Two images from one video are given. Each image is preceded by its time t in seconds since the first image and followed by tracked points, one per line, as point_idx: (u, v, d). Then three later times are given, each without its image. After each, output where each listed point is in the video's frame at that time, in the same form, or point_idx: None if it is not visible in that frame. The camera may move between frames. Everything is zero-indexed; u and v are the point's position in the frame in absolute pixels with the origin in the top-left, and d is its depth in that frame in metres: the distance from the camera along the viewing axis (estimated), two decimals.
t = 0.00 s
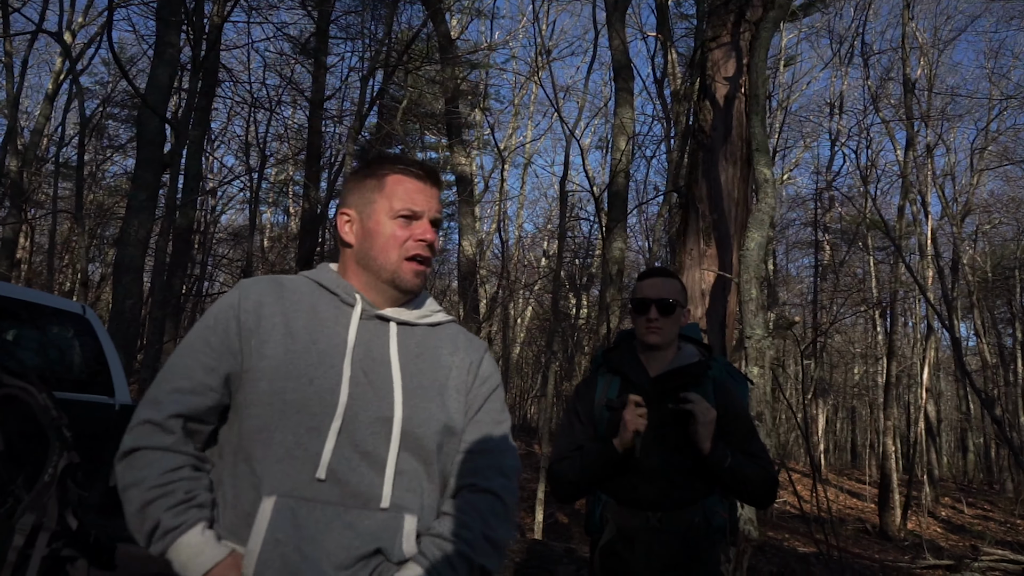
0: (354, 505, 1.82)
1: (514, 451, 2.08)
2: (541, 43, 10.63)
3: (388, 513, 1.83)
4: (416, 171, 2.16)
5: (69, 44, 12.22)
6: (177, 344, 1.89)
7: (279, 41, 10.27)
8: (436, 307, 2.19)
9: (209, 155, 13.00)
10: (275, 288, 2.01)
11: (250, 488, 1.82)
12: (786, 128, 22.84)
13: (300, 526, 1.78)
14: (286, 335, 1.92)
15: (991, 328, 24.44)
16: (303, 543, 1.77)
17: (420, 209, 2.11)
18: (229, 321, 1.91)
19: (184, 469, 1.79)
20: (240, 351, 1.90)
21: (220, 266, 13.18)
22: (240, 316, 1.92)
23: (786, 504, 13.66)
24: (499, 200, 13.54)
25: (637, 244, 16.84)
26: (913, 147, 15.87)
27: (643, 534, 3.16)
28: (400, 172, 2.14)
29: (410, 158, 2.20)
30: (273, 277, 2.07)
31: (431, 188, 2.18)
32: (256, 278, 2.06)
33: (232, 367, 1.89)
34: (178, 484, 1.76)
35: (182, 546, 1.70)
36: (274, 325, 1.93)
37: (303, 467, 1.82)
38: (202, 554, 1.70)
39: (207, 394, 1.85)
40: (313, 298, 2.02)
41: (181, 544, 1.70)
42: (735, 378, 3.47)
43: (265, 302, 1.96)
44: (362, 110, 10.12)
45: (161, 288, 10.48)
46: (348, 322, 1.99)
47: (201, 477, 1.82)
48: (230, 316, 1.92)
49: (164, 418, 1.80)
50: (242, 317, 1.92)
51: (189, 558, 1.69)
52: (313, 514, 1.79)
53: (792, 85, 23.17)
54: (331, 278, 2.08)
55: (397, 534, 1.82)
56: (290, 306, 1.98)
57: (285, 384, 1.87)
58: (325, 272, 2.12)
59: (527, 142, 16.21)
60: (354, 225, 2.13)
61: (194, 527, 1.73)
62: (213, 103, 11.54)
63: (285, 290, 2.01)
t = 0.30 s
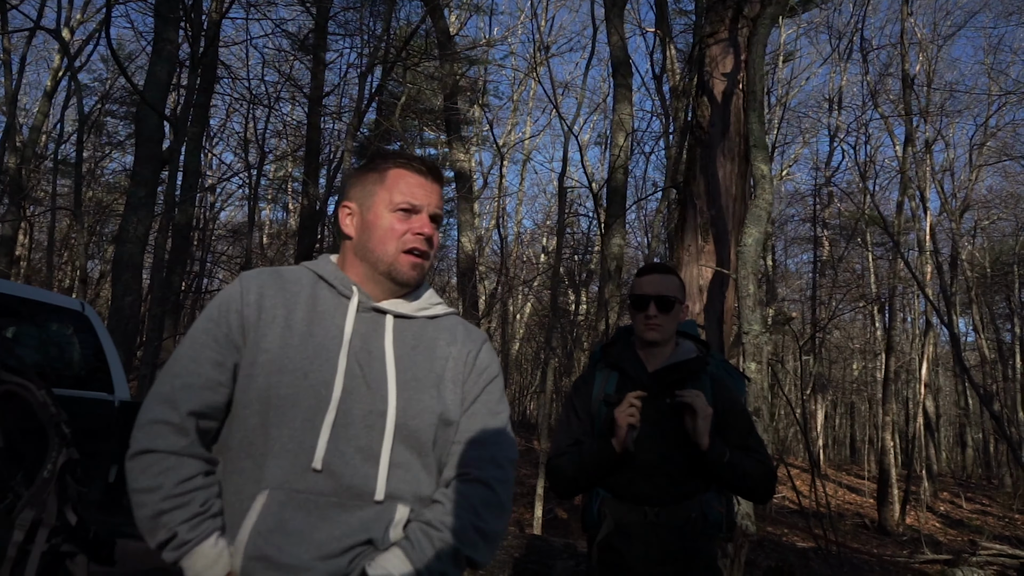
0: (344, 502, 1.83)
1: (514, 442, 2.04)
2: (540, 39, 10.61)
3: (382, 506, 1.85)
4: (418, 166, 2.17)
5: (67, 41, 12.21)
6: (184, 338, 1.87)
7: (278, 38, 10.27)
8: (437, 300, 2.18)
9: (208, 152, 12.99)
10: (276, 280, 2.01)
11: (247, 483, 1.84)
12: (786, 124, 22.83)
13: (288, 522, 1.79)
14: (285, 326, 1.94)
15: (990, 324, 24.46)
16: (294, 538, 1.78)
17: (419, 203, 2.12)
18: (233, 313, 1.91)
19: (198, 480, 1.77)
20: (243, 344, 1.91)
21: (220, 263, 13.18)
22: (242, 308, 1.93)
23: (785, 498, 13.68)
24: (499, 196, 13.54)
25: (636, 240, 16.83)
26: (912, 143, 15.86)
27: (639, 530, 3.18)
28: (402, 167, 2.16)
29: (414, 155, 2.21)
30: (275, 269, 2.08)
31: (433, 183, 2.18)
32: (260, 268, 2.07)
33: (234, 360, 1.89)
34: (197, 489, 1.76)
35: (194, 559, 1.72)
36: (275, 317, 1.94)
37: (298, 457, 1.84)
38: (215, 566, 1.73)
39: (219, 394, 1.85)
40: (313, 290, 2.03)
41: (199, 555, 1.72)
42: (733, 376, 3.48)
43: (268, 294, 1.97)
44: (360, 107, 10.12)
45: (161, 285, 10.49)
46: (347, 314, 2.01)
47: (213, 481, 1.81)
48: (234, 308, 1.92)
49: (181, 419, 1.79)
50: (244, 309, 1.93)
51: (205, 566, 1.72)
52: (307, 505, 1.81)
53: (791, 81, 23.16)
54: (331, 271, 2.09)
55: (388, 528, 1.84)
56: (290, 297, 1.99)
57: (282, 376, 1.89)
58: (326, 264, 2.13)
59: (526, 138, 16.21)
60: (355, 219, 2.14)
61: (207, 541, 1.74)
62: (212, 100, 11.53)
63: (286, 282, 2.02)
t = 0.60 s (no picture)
0: (349, 503, 1.84)
1: (520, 436, 2.08)
2: (545, 36, 10.61)
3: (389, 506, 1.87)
4: (424, 164, 2.17)
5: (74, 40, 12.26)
6: (213, 342, 1.86)
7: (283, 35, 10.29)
8: (441, 296, 2.20)
9: (214, 149, 13.03)
10: (284, 279, 2.02)
11: (252, 484, 1.84)
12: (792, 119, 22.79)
13: (292, 522, 1.79)
14: (293, 327, 1.94)
15: (997, 319, 24.39)
16: (300, 537, 1.80)
17: (424, 200, 2.12)
18: (248, 316, 1.91)
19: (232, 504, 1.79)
20: (259, 347, 1.91)
21: (226, 260, 13.22)
22: (253, 309, 1.93)
23: (792, 494, 13.66)
24: (504, 192, 13.54)
25: (642, 236, 16.82)
26: (919, 138, 15.82)
27: (647, 525, 3.18)
28: (407, 163, 2.16)
29: (422, 151, 2.21)
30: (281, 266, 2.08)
31: (440, 179, 2.19)
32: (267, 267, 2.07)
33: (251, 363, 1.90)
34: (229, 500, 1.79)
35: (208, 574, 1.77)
36: (287, 319, 1.94)
37: (304, 457, 1.85)
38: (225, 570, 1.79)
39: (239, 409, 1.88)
40: (320, 289, 2.04)
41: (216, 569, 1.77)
42: (739, 371, 3.49)
43: (279, 295, 1.97)
44: (365, 104, 10.13)
45: (167, 282, 10.52)
46: (354, 313, 2.02)
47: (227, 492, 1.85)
48: (248, 311, 1.92)
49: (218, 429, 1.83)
50: (260, 311, 1.93)
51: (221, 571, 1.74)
52: (313, 504, 1.82)
53: (797, 76, 23.12)
54: (337, 269, 2.10)
55: (393, 518, 1.86)
56: (298, 297, 1.99)
57: (289, 378, 1.89)
58: (331, 260, 2.14)
59: (532, 135, 16.22)
60: (360, 214, 2.15)
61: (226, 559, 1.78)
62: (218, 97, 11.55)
63: (294, 281, 2.02)
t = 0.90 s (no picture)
0: (367, 509, 1.85)
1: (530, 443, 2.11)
2: (551, 38, 10.60)
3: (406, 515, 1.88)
4: (427, 169, 2.16)
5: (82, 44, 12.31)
6: (207, 350, 1.87)
7: (291, 39, 10.32)
8: (449, 300, 2.21)
9: (222, 152, 13.07)
10: (290, 287, 2.02)
11: (268, 491, 1.86)
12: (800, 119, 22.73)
13: (313, 529, 1.81)
14: (302, 335, 1.94)
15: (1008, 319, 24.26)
16: (318, 541, 1.81)
17: (423, 207, 2.10)
18: (248, 325, 1.91)
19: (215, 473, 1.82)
20: (262, 359, 1.91)
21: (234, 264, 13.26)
22: (257, 318, 1.93)
23: (801, 495, 13.62)
24: (512, 195, 13.53)
25: (649, 238, 16.79)
26: (927, 137, 15.75)
27: (657, 527, 3.18)
28: (409, 169, 2.15)
29: (429, 157, 2.20)
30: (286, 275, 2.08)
31: (443, 185, 2.17)
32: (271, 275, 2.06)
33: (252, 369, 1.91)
34: (215, 474, 1.82)
35: (209, 543, 1.77)
36: (291, 327, 1.95)
37: (321, 468, 1.86)
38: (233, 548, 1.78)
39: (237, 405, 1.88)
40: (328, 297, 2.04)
41: (218, 538, 1.77)
42: (747, 373, 3.49)
43: (283, 303, 1.97)
44: (372, 107, 10.15)
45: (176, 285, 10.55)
46: (364, 320, 2.03)
47: (231, 475, 1.88)
48: (248, 319, 1.92)
49: (187, 427, 1.82)
50: (261, 320, 1.93)
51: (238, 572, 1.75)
52: (330, 512, 1.83)
53: (805, 76, 23.06)
54: (345, 275, 2.10)
55: (411, 520, 1.87)
56: (305, 305, 2.00)
57: (301, 388, 1.90)
58: (338, 265, 2.15)
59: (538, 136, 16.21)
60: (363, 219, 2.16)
61: (224, 523, 1.79)
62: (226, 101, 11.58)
63: (300, 289, 2.02)
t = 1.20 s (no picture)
0: (370, 509, 1.86)
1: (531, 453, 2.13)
2: (550, 40, 10.61)
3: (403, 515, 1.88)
4: (418, 172, 2.15)
5: (82, 48, 12.34)
6: (201, 340, 1.91)
7: (291, 41, 10.34)
8: (450, 304, 2.21)
9: (222, 155, 13.09)
10: (289, 291, 2.03)
11: (266, 490, 1.86)
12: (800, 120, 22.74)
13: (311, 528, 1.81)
14: (298, 337, 1.95)
15: (1009, 320, 24.23)
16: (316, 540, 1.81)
17: (411, 210, 2.11)
18: (242, 325, 1.94)
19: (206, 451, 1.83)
20: (257, 358, 1.93)
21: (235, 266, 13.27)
22: (254, 320, 1.95)
23: (802, 497, 13.59)
24: (512, 197, 13.54)
25: (649, 240, 16.79)
26: (928, 139, 15.75)
27: (656, 530, 3.18)
28: (399, 171, 2.14)
29: (423, 157, 2.19)
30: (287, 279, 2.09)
31: (435, 186, 2.15)
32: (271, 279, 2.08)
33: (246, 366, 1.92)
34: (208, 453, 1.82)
35: (198, 516, 1.75)
36: (287, 329, 1.95)
37: (316, 468, 1.86)
38: (224, 520, 1.76)
39: (232, 393, 1.88)
40: (327, 300, 2.05)
41: (209, 509, 1.75)
42: (745, 378, 3.48)
43: (279, 305, 1.98)
44: (372, 110, 10.16)
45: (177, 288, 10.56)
46: (362, 323, 2.03)
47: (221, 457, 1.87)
48: (243, 320, 1.94)
49: (176, 409, 1.83)
50: (255, 321, 1.95)
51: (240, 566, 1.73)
52: (327, 511, 1.83)
53: (805, 78, 23.07)
54: (344, 278, 2.10)
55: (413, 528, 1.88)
56: (302, 308, 2.01)
57: (296, 388, 1.90)
58: (337, 269, 2.15)
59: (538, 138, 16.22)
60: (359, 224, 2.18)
61: (215, 496, 1.78)
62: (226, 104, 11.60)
63: (298, 292, 2.04)
